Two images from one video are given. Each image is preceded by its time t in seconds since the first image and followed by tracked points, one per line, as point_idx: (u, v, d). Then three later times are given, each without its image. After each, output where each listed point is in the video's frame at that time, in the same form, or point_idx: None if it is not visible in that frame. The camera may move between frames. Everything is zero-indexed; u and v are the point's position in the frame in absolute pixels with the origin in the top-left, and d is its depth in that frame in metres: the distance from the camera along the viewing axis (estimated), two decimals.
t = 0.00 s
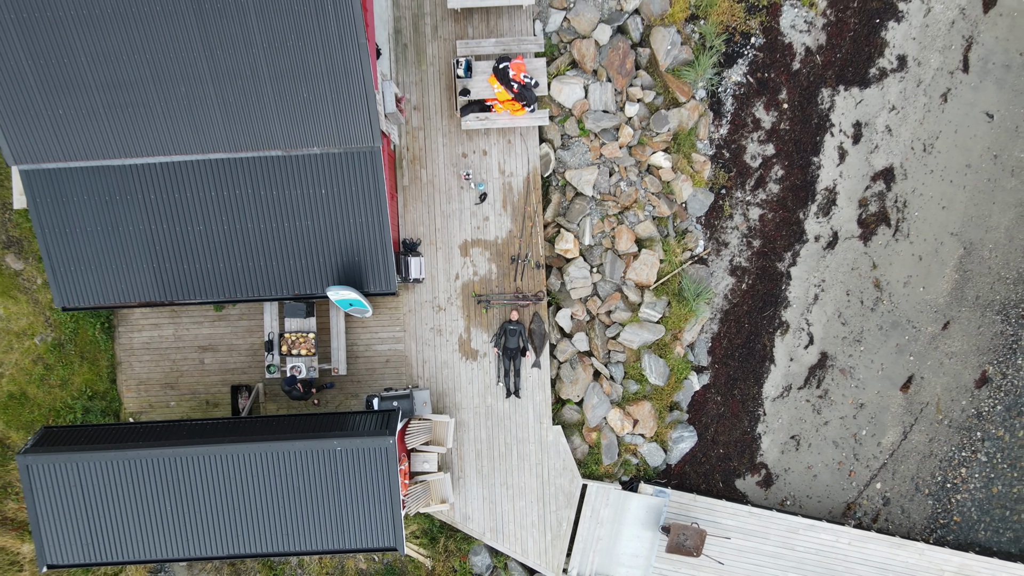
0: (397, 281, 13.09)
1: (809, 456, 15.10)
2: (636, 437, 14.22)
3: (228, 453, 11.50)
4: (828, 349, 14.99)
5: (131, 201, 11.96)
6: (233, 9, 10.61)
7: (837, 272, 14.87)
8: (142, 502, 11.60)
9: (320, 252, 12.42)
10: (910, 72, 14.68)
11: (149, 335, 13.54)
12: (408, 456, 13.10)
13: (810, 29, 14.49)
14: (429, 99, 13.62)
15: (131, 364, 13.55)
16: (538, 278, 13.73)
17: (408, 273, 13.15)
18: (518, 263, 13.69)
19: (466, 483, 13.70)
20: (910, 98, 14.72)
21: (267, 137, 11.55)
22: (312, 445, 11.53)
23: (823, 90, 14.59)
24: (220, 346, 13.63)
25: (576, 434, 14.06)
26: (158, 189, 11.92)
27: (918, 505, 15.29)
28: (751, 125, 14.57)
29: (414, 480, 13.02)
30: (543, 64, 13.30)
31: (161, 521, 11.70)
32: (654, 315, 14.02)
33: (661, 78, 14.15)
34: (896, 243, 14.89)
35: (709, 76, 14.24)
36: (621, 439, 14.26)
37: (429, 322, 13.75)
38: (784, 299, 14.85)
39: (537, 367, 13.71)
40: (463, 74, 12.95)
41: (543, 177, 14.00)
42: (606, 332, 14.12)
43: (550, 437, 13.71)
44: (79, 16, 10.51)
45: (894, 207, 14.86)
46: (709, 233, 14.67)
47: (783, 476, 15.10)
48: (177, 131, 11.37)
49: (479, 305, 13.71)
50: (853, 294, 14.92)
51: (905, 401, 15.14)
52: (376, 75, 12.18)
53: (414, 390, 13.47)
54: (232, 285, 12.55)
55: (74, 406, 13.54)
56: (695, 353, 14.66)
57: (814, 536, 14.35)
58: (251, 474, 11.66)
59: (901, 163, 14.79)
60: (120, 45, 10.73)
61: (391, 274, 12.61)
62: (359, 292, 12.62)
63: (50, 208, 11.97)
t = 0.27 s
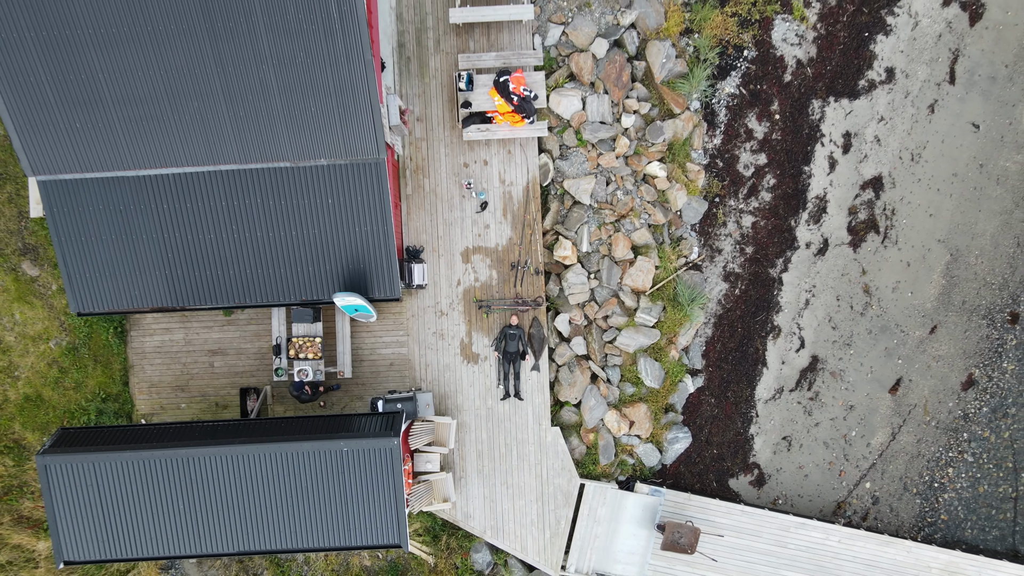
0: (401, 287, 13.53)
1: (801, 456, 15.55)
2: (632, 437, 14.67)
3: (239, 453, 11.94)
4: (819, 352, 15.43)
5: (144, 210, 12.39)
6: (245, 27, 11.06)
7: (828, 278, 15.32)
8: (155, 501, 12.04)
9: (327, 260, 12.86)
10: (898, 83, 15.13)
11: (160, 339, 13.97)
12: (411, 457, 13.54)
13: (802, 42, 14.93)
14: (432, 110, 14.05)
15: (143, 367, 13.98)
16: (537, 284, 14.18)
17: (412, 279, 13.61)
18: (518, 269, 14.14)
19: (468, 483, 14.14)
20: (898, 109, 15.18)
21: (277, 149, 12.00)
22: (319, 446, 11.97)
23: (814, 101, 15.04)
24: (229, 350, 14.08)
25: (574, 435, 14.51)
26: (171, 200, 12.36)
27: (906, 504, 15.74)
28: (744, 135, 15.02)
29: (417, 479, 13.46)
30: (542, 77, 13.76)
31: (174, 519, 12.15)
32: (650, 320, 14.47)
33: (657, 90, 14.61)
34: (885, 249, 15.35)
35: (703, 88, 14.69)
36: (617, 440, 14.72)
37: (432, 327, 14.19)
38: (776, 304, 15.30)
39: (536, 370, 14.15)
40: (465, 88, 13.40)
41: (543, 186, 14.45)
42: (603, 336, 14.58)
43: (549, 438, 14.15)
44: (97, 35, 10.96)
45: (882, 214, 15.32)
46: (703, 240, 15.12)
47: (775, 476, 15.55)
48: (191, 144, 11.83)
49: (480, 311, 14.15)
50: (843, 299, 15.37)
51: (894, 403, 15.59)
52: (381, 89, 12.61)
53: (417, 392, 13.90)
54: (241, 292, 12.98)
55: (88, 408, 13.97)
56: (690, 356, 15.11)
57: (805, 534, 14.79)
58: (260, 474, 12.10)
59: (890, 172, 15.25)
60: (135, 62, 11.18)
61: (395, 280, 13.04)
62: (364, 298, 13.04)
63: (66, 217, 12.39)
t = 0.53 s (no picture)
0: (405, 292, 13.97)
1: (793, 457, 16.01)
2: (628, 438, 15.13)
3: (249, 454, 12.39)
4: (810, 355, 15.89)
5: (157, 219, 12.84)
6: (254, 44, 11.49)
7: (819, 283, 15.78)
8: (168, 499, 12.49)
9: (334, 266, 13.30)
10: (887, 94, 15.59)
11: (171, 343, 14.41)
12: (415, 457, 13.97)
13: (793, 55, 15.38)
14: (435, 122, 14.51)
15: (155, 370, 14.42)
16: (537, 290, 14.63)
17: (416, 285, 14.06)
18: (518, 275, 14.59)
19: (469, 482, 14.58)
20: (887, 119, 15.63)
21: (285, 161, 12.44)
22: (326, 447, 12.41)
23: (805, 112, 15.50)
24: (238, 353, 14.52)
25: (572, 436, 14.97)
26: (183, 209, 12.80)
27: (895, 503, 16.20)
28: (737, 145, 15.47)
29: (420, 479, 13.90)
30: (541, 89, 14.22)
31: (187, 517, 12.59)
32: (646, 324, 14.92)
33: (652, 101, 15.07)
34: (874, 256, 15.80)
35: (698, 99, 15.14)
36: (615, 441, 15.17)
37: (435, 331, 14.64)
38: (769, 309, 15.76)
39: (536, 373, 14.58)
40: (467, 100, 13.86)
41: (542, 195, 14.90)
42: (601, 340, 15.03)
43: (548, 439, 14.60)
44: (113, 52, 11.40)
45: (872, 222, 15.77)
46: (698, 247, 15.57)
47: (768, 476, 16.01)
48: (203, 156, 12.28)
49: (482, 315, 14.60)
50: (834, 304, 15.82)
51: (883, 405, 16.04)
52: (386, 102, 13.08)
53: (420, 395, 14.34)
54: (250, 297, 13.42)
55: (101, 409, 14.42)
56: (685, 359, 15.55)
57: (797, 532, 15.24)
58: (269, 474, 12.54)
59: (879, 180, 15.70)
60: (149, 77, 11.63)
61: (399, 286, 13.49)
62: (369, 303, 13.48)
63: (82, 226, 12.84)
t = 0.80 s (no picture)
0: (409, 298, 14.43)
1: (785, 457, 16.46)
2: (625, 439, 15.61)
3: (258, 454, 12.85)
4: (802, 358, 16.34)
5: (170, 228, 13.29)
6: (264, 60, 11.93)
7: (810, 289, 16.24)
8: (180, 498, 12.93)
9: (340, 272, 13.75)
10: (877, 105, 16.04)
11: (181, 347, 14.85)
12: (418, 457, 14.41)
13: (785, 66, 15.84)
14: (438, 132, 14.96)
15: (165, 373, 14.86)
16: (536, 295, 15.08)
17: (420, 290, 14.54)
18: (518, 281, 15.03)
19: (471, 482, 15.03)
20: (877, 129, 16.09)
21: (294, 171, 12.90)
22: (333, 448, 12.86)
23: (797, 122, 15.95)
24: (247, 357, 14.97)
25: (571, 437, 15.44)
26: (194, 218, 13.25)
27: (885, 502, 16.65)
28: (731, 154, 15.93)
29: (423, 478, 14.35)
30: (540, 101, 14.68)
31: (198, 515, 13.04)
32: (642, 328, 15.39)
33: (649, 112, 15.52)
34: (865, 262, 16.25)
35: (693, 110, 15.58)
36: (612, 442, 15.64)
37: (437, 335, 15.09)
38: (762, 313, 16.20)
39: (535, 376, 15.02)
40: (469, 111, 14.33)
41: (541, 203, 15.37)
42: (598, 344, 15.50)
43: (547, 440, 15.05)
44: (129, 68, 11.86)
45: (862, 229, 16.23)
46: (693, 253, 16.01)
47: (761, 476, 16.46)
48: (215, 167, 12.74)
49: (483, 320, 15.04)
50: (825, 309, 16.28)
51: (873, 407, 16.50)
52: (391, 114, 13.54)
53: (423, 397, 14.78)
54: (260, 303, 13.87)
55: (114, 411, 14.86)
56: (680, 362, 16.01)
57: (789, 530, 15.69)
58: (278, 474, 12.99)
59: (869, 188, 16.16)
60: (163, 92, 12.08)
61: (403, 292, 13.95)
62: (374, 308, 13.91)
63: (97, 234, 13.30)
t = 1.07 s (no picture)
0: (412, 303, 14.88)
1: (778, 457, 16.92)
2: (622, 440, 16.06)
3: (267, 454, 13.30)
4: (795, 361, 16.79)
5: (181, 236, 13.74)
6: (273, 75, 12.36)
7: (802, 294, 16.69)
8: (191, 497, 13.38)
9: (345, 279, 14.18)
10: (867, 115, 16.50)
11: (191, 350, 15.29)
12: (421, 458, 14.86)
13: (778, 77, 16.29)
14: (440, 142, 15.40)
15: (176, 376, 15.30)
16: (535, 300, 15.52)
17: (423, 296, 15.00)
18: (518, 286, 15.48)
19: (472, 481, 15.47)
20: (867, 138, 16.54)
21: (301, 182, 13.33)
22: (339, 448, 13.30)
23: (789, 132, 16.40)
24: (255, 360, 15.42)
25: (569, 438, 15.90)
26: (205, 226, 13.69)
27: (875, 501, 17.11)
28: (725, 162, 16.37)
29: (426, 478, 14.80)
30: (540, 112, 15.13)
31: (209, 514, 13.48)
32: (638, 332, 15.85)
33: (645, 122, 15.97)
34: (855, 267, 16.71)
35: (688, 120, 16.03)
36: (609, 442, 16.09)
37: (440, 339, 15.54)
38: (755, 317, 16.66)
39: (535, 379, 15.47)
40: (470, 122, 14.78)
41: (541, 210, 15.82)
42: (596, 347, 15.97)
43: (546, 441, 15.49)
44: (143, 83, 12.29)
45: (853, 235, 16.69)
46: (689, 259, 16.45)
47: (755, 476, 16.91)
48: (225, 178, 13.18)
49: (484, 324, 15.49)
50: (817, 313, 16.74)
51: (863, 409, 16.95)
52: (395, 126, 13.99)
53: (426, 399, 15.24)
54: (267, 308, 14.31)
55: (125, 413, 15.29)
56: (676, 365, 16.47)
57: (782, 528, 16.14)
58: (286, 473, 13.43)
59: (859, 196, 16.62)
60: (176, 105, 12.51)
61: (407, 298, 14.38)
62: (379, 313, 14.35)
63: (111, 242, 13.73)
